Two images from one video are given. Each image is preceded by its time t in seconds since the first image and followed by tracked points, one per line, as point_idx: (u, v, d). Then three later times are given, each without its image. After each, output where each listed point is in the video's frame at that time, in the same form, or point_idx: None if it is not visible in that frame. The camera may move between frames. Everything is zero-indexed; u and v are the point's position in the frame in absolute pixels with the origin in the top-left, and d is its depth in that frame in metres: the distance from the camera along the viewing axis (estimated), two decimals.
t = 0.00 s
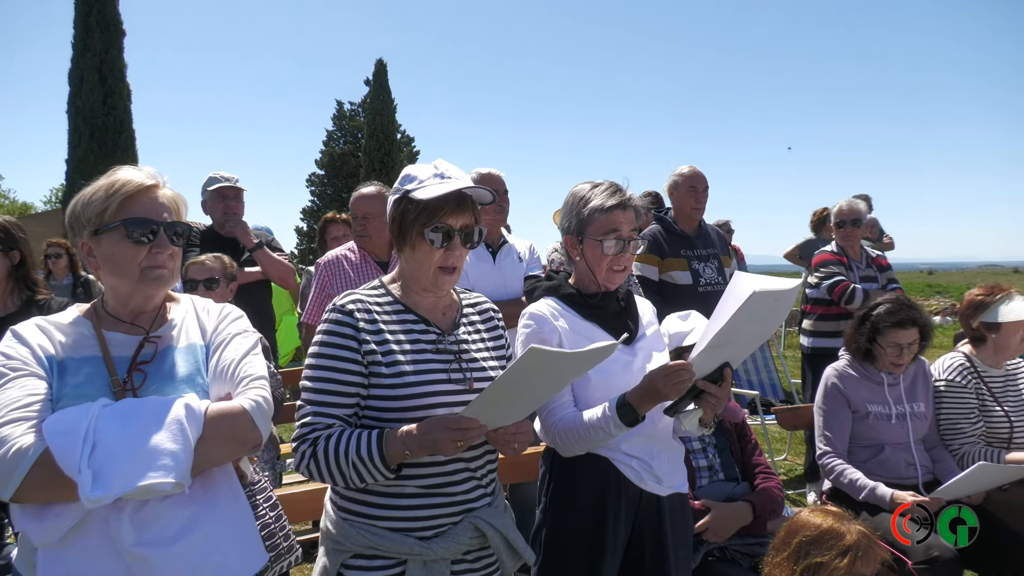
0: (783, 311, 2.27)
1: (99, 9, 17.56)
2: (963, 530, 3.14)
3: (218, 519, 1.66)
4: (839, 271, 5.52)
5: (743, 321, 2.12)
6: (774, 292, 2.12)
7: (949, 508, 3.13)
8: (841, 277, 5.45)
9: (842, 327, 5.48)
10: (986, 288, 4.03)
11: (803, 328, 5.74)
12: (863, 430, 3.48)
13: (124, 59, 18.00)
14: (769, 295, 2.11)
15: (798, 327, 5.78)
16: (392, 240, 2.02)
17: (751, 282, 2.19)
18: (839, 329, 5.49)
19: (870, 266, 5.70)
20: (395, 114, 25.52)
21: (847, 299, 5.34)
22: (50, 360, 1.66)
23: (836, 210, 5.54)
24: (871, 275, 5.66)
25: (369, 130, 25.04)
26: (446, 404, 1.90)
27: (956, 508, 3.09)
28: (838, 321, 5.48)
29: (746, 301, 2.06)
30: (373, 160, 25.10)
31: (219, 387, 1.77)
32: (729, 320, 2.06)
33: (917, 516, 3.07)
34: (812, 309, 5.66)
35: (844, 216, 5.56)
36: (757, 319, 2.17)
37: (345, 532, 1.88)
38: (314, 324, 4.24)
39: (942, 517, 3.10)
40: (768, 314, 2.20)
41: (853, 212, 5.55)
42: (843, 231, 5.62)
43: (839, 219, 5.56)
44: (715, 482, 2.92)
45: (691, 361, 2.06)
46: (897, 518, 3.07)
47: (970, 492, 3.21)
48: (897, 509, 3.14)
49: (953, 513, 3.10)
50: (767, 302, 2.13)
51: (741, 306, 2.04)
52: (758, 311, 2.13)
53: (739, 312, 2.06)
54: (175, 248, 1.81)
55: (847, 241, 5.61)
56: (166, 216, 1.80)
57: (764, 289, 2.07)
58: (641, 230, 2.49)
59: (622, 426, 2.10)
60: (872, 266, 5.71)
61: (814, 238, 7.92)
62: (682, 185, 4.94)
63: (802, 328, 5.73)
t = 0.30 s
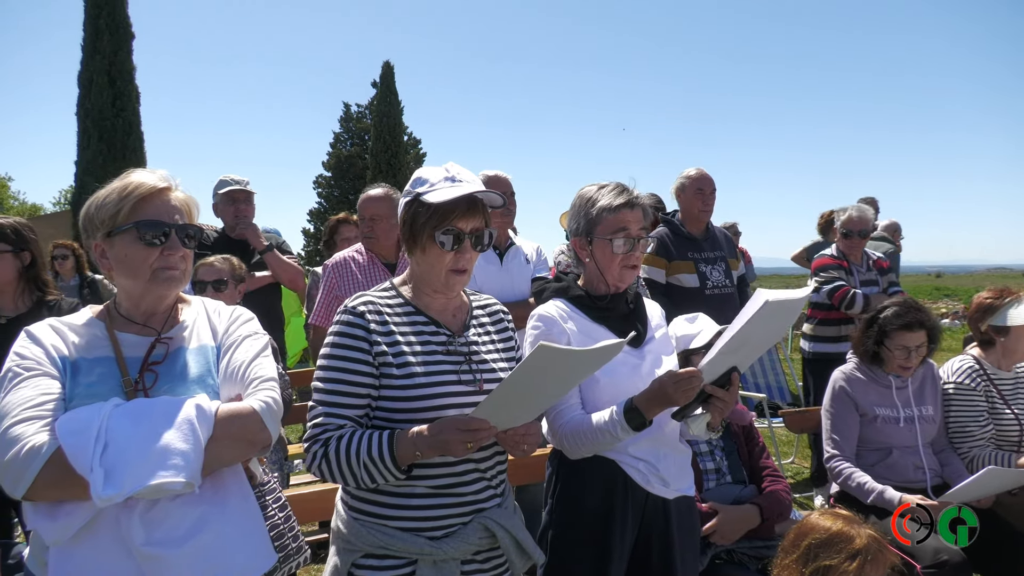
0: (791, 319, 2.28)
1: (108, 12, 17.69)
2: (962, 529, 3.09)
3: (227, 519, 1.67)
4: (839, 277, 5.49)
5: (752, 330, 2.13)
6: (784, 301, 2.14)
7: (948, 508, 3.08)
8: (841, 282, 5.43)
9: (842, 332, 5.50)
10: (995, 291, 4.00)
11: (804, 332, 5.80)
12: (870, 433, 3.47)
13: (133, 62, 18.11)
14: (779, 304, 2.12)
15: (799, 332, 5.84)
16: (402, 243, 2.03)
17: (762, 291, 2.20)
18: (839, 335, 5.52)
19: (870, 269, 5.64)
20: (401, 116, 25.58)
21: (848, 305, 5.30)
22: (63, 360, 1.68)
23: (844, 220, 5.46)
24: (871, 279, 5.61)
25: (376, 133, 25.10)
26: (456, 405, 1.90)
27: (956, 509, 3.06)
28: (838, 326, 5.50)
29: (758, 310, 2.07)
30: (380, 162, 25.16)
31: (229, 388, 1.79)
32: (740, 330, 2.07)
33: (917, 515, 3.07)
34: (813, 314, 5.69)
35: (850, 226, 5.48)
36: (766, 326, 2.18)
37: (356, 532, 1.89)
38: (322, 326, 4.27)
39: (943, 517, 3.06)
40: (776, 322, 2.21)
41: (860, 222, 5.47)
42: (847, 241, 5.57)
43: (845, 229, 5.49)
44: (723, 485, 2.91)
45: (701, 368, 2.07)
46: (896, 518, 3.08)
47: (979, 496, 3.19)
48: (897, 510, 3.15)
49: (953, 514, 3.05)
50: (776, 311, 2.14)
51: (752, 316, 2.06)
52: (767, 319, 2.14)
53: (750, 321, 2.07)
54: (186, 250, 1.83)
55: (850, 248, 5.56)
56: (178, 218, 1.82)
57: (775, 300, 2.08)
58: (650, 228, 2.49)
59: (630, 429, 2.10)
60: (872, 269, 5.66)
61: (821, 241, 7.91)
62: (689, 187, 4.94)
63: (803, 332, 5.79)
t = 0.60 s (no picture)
0: (798, 321, 2.28)
1: (114, 14, 17.76)
2: (963, 530, 3.04)
3: (234, 521, 1.69)
4: (840, 284, 5.50)
5: (757, 329, 2.13)
6: (787, 299, 2.14)
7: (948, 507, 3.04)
8: (841, 291, 5.43)
9: (840, 339, 5.50)
10: (1001, 294, 4.00)
11: (800, 336, 5.79)
12: (875, 435, 3.47)
13: (139, 64, 18.18)
14: (782, 302, 2.13)
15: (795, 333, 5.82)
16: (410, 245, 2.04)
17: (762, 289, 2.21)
18: (835, 342, 5.51)
19: (870, 276, 5.63)
20: (406, 118, 25.62)
21: (845, 315, 5.30)
22: (72, 361, 1.69)
23: (864, 240, 5.37)
24: (871, 286, 5.60)
25: (381, 134, 25.15)
26: (464, 407, 1.91)
27: (955, 508, 2.99)
28: (835, 334, 5.50)
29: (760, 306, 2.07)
30: (385, 164, 25.21)
31: (236, 390, 1.80)
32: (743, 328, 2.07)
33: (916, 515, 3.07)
34: (810, 317, 5.63)
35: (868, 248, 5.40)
36: (771, 326, 2.18)
37: (366, 531, 1.90)
38: (328, 327, 4.25)
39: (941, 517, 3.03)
40: (782, 322, 2.21)
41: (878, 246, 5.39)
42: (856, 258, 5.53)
43: (862, 248, 5.41)
44: (727, 487, 2.92)
45: (708, 370, 2.07)
46: (896, 518, 3.07)
47: (985, 499, 3.19)
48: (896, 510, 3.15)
49: (953, 513, 3.01)
50: (780, 309, 2.14)
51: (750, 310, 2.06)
52: (771, 318, 2.15)
53: (751, 319, 2.08)
54: (194, 251, 1.84)
55: (855, 260, 5.55)
56: (187, 220, 1.84)
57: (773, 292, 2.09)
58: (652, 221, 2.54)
59: (635, 432, 2.11)
60: (874, 276, 5.65)
61: (826, 243, 7.90)
62: (694, 189, 4.93)
63: (800, 335, 5.78)
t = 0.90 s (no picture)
0: (796, 317, 2.28)
1: (117, 15, 17.80)
2: (963, 530, 2.99)
3: (237, 521, 1.69)
4: (841, 286, 5.47)
5: (754, 325, 2.13)
6: (785, 293, 2.13)
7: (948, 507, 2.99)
8: (844, 294, 5.43)
9: (841, 340, 5.49)
10: (1004, 293, 3.99)
11: (800, 335, 5.77)
12: (878, 435, 3.46)
13: (141, 64, 18.20)
14: (780, 296, 2.12)
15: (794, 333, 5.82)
16: (414, 245, 2.04)
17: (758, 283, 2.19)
18: (837, 343, 5.49)
19: (873, 279, 5.61)
20: (408, 117, 25.63)
21: (848, 319, 5.32)
22: (75, 360, 1.69)
23: (872, 247, 5.37)
24: (874, 288, 5.59)
25: (383, 134, 25.17)
26: (468, 407, 1.91)
27: (955, 508, 2.95)
28: (836, 336, 5.48)
29: (756, 300, 2.07)
30: (387, 164, 25.23)
31: (239, 391, 1.80)
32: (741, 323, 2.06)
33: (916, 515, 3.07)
34: (810, 319, 5.64)
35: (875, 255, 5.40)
36: (769, 322, 2.17)
37: (370, 531, 1.90)
38: (332, 327, 4.26)
39: (942, 518, 2.99)
40: (780, 317, 2.20)
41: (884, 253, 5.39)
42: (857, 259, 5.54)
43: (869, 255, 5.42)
44: (729, 487, 2.91)
45: (708, 369, 2.07)
46: (896, 518, 3.06)
47: (988, 499, 3.19)
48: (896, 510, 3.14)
49: (953, 514, 2.96)
50: (778, 304, 2.14)
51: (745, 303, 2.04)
52: (769, 313, 2.14)
53: (749, 313, 2.07)
54: (197, 250, 1.84)
55: (859, 263, 5.54)
56: (189, 218, 1.84)
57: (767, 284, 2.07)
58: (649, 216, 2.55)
59: (636, 431, 2.11)
60: (876, 277, 5.63)
61: (828, 242, 7.88)
62: (697, 189, 4.92)
63: (799, 334, 5.75)
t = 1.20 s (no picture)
0: (792, 312, 2.28)
1: (117, 14, 17.82)
2: (963, 530, 2.98)
3: (237, 522, 1.69)
4: (843, 283, 5.45)
5: (750, 320, 2.12)
6: (778, 288, 2.13)
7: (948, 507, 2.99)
8: (845, 291, 5.40)
9: (842, 339, 5.48)
10: (1007, 291, 3.98)
11: (801, 334, 5.77)
12: (879, 434, 3.45)
13: (142, 63, 18.21)
14: (773, 291, 2.12)
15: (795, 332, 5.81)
16: (416, 244, 2.04)
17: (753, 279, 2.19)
18: (838, 341, 5.48)
19: (873, 277, 5.61)
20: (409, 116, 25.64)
21: (850, 316, 5.27)
22: (75, 360, 1.69)
23: (872, 245, 5.37)
24: (873, 285, 5.59)
25: (384, 133, 25.17)
26: (471, 407, 1.91)
27: (955, 508, 2.95)
28: (837, 333, 5.47)
29: (751, 295, 2.06)
30: (388, 163, 25.24)
31: (241, 391, 1.79)
32: (736, 319, 2.06)
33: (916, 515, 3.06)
34: (812, 317, 5.64)
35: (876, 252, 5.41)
36: (764, 317, 2.16)
37: (372, 530, 1.90)
38: (333, 326, 4.26)
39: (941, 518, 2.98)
40: (775, 313, 2.20)
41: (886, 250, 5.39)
42: (858, 256, 5.56)
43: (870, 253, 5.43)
44: (731, 486, 2.91)
45: (708, 368, 2.07)
46: (896, 518, 3.05)
47: (989, 498, 3.18)
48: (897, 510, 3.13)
49: (952, 514, 2.96)
50: (772, 298, 2.13)
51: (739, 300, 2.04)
52: (763, 308, 2.13)
53: (743, 309, 2.06)
54: (196, 249, 1.84)
55: (859, 259, 5.56)
56: (189, 217, 1.84)
57: (760, 279, 2.06)
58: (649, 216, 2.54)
59: (635, 430, 2.10)
60: (875, 275, 5.64)
61: (829, 240, 7.88)
62: (697, 188, 4.92)
63: (800, 334, 5.76)
